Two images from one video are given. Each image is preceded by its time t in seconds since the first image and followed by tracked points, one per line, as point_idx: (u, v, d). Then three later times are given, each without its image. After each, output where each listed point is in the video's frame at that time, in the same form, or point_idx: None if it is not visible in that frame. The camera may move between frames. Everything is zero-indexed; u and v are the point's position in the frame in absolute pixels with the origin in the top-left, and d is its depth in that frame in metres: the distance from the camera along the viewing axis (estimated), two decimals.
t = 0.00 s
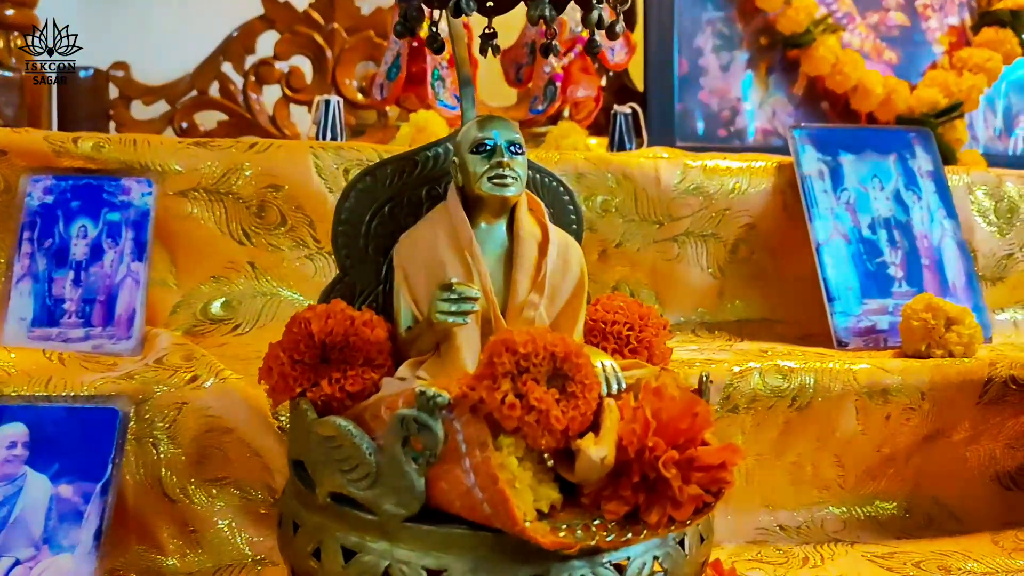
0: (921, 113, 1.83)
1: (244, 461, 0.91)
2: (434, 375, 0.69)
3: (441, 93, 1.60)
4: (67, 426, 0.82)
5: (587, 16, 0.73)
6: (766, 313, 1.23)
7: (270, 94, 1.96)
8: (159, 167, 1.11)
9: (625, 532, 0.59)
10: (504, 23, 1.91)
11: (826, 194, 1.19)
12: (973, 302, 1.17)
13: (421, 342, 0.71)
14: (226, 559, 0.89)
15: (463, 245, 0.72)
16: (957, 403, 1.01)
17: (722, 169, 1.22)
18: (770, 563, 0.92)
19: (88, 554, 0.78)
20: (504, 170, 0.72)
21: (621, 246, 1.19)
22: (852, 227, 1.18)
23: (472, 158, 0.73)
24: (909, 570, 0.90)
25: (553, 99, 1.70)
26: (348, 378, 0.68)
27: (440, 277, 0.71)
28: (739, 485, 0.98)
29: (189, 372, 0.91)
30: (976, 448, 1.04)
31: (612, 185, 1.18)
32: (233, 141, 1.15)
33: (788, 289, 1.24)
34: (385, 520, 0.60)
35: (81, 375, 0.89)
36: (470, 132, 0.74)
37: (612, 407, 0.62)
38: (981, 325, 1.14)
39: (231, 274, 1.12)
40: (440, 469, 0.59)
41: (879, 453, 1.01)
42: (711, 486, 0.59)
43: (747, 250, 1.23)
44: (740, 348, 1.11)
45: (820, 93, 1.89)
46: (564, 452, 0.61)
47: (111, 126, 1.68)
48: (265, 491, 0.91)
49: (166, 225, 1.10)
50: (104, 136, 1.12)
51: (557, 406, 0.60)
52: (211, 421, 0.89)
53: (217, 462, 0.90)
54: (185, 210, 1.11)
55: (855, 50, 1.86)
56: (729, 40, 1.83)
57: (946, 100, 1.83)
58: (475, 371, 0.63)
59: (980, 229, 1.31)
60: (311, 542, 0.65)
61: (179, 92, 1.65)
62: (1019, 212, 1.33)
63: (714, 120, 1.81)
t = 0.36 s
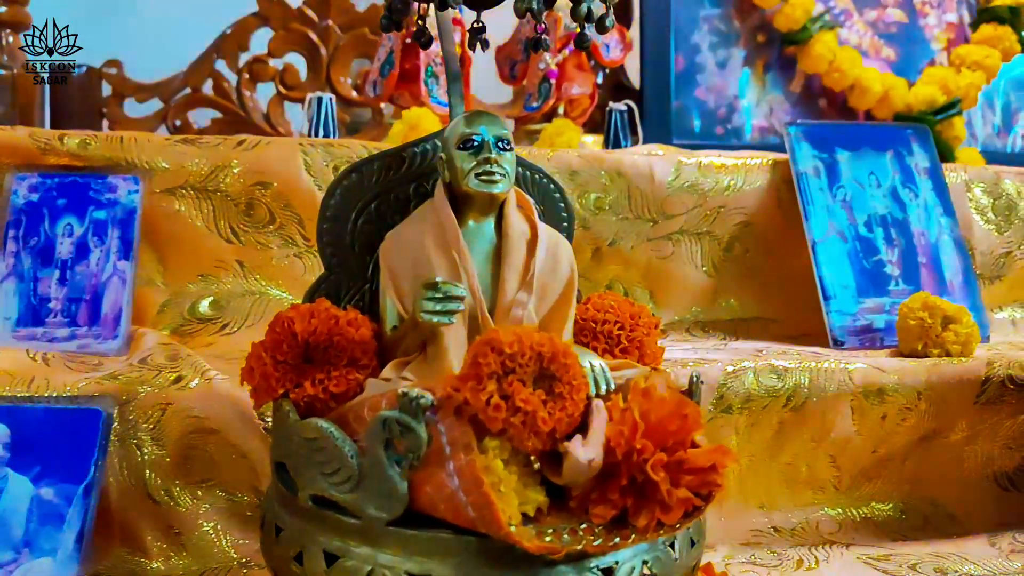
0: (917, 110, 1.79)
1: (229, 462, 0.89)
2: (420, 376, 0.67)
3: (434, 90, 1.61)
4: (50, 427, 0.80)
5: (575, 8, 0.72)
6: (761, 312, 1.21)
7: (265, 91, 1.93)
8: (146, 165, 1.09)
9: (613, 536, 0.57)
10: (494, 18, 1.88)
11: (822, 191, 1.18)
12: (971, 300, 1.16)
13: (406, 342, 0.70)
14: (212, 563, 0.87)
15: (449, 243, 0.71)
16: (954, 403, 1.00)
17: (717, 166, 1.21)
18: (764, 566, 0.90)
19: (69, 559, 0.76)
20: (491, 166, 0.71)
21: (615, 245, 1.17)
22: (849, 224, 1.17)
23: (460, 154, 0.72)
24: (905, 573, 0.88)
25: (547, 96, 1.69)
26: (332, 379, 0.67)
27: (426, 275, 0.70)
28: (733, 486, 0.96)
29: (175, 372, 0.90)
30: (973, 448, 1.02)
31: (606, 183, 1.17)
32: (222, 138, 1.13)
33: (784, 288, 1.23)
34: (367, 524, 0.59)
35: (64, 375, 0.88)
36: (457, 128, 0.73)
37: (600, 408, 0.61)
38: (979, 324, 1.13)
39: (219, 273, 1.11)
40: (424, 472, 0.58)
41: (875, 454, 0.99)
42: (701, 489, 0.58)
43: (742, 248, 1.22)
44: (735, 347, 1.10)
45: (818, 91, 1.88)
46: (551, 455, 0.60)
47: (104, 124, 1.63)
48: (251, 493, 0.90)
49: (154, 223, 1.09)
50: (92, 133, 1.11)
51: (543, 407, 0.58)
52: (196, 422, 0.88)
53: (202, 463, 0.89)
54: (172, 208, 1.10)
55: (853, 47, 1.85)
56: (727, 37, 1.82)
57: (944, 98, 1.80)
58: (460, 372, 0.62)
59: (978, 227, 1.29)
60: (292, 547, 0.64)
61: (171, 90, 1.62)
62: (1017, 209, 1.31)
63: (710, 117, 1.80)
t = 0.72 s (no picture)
0: (914, 105, 1.77)
1: (212, 465, 0.88)
2: (402, 378, 0.66)
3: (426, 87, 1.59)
4: (28, 430, 0.78)
5: None
6: (756, 311, 1.20)
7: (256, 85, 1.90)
8: (130, 162, 1.08)
9: (598, 543, 0.56)
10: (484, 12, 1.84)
11: (816, 188, 1.16)
12: (967, 299, 1.14)
13: (388, 343, 0.68)
14: (194, 567, 0.86)
15: (433, 241, 0.69)
16: (950, 403, 0.99)
17: (710, 163, 1.19)
18: (756, 568, 0.88)
19: (46, 563, 0.75)
20: (475, 162, 0.69)
21: (607, 243, 1.16)
22: (844, 222, 1.15)
23: (443, 150, 0.70)
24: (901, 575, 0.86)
25: (541, 92, 1.66)
26: (312, 380, 0.65)
27: (408, 274, 0.68)
28: (726, 488, 0.95)
29: (156, 373, 0.88)
30: (970, 449, 1.01)
31: (597, 180, 1.16)
32: (207, 135, 1.12)
33: (779, 286, 1.21)
34: (345, 530, 0.57)
35: (44, 377, 0.85)
36: (441, 123, 0.71)
37: (586, 410, 0.59)
38: (975, 323, 1.12)
39: (205, 272, 1.09)
40: (403, 476, 0.56)
41: (870, 455, 0.98)
42: (688, 493, 0.56)
43: (736, 246, 1.20)
44: (729, 347, 1.08)
45: (814, 88, 1.87)
46: (535, 458, 0.58)
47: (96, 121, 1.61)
48: (234, 496, 0.88)
49: (139, 221, 1.07)
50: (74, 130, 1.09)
51: (526, 410, 0.57)
52: (177, 423, 0.86)
53: (184, 465, 0.87)
54: (157, 206, 1.08)
55: (849, 44, 1.84)
56: (723, 33, 1.80)
57: (942, 94, 1.78)
58: (442, 373, 0.60)
59: (975, 224, 1.28)
60: (271, 552, 0.62)
61: (163, 87, 1.60)
62: (1014, 207, 1.30)
63: (706, 115, 1.78)
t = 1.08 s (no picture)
0: (911, 104, 1.77)
1: (193, 467, 0.86)
2: (383, 380, 0.64)
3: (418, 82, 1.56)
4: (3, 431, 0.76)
5: None
6: (749, 311, 1.18)
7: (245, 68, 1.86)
8: (112, 158, 1.05)
9: (581, 549, 0.54)
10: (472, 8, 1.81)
11: (810, 186, 1.14)
12: (963, 298, 1.13)
13: (369, 344, 0.66)
14: (174, 571, 0.85)
15: (415, 240, 0.67)
16: (944, 404, 0.97)
17: (703, 161, 1.17)
18: (746, 572, 0.87)
19: (21, 568, 0.73)
20: (459, 158, 0.68)
21: (598, 242, 1.14)
22: (838, 220, 1.14)
23: (426, 146, 0.68)
24: None
25: (534, 89, 1.65)
26: (290, 382, 0.64)
27: (390, 273, 0.66)
28: (717, 491, 0.94)
29: (136, 374, 0.86)
30: (964, 450, 1.00)
31: (589, 178, 1.14)
32: (191, 131, 1.10)
33: (772, 286, 1.20)
34: (322, 536, 0.56)
35: (20, 378, 0.82)
36: (424, 119, 0.69)
37: (570, 413, 0.58)
38: (970, 322, 1.10)
39: (190, 271, 1.08)
40: (381, 482, 0.55)
41: (863, 457, 0.97)
42: (674, 498, 0.55)
43: (729, 244, 1.19)
44: (721, 346, 1.07)
45: (811, 85, 1.86)
46: (517, 463, 0.57)
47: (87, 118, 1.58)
48: (216, 500, 0.87)
49: (122, 219, 1.05)
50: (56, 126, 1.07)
51: (508, 413, 0.55)
52: (157, 425, 0.85)
53: (164, 468, 0.86)
54: (141, 204, 1.06)
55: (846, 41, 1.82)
56: (718, 30, 1.78)
57: (938, 92, 1.77)
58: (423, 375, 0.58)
59: (971, 223, 1.26)
60: (247, 558, 0.61)
61: (154, 84, 1.58)
62: (1011, 205, 1.28)
63: (702, 112, 1.77)
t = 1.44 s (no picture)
0: (907, 101, 1.75)
1: (171, 471, 0.84)
2: (360, 383, 0.62)
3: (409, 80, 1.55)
4: None
5: None
6: (741, 310, 1.17)
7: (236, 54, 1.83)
8: (94, 156, 1.04)
9: (561, 558, 0.52)
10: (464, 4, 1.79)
11: (803, 184, 1.12)
12: (957, 298, 1.12)
13: (346, 346, 0.65)
14: None
15: (395, 240, 0.65)
16: (938, 405, 0.96)
17: (694, 158, 1.16)
18: None
19: None
20: (439, 156, 0.66)
21: (589, 241, 1.13)
22: (832, 219, 1.12)
23: (406, 143, 0.66)
24: None
25: (526, 86, 1.62)
26: (265, 386, 0.62)
27: (368, 274, 0.64)
28: (708, 494, 0.92)
29: (113, 376, 0.84)
30: (959, 452, 0.98)
31: (578, 176, 1.12)
32: (174, 129, 1.08)
33: (765, 285, 1.18)
34: (294, 544, 0.54)
35: None
36: (404, 115, 0.67)
37: (551, 417, 0.56)
38: (965, 322, 1.09)
39: (172, 271, 1.06)
40: (355, 489, 0.53)
41: (856, 459, 0.95)
42: (657, 505, 0.53)
43: (721, 243, 1.17)
44: (712, 347, 1.06)
45: (807, 83, 1.84)
46: (496, 469, 0.55)
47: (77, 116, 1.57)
48: (196, 504, 0.85)
49: (103, 219, 1.04)
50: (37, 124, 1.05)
51: (486, 418, 0.54)
52: (134, 428, 0.83)
53: (142, 472, 0.84)
54: (122, 202, 1.04)
55: (842, 38, 1.80)
56: (713, 28, 1.76)
57: (935, 90, 1.76)
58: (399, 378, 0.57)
59: (966, 221, 1.25)
60: (219, 566, 0.59)
61: (145, 82, 1.55)
62: (1006, 203, 1.27)
63: (697, 110, 1.75)
